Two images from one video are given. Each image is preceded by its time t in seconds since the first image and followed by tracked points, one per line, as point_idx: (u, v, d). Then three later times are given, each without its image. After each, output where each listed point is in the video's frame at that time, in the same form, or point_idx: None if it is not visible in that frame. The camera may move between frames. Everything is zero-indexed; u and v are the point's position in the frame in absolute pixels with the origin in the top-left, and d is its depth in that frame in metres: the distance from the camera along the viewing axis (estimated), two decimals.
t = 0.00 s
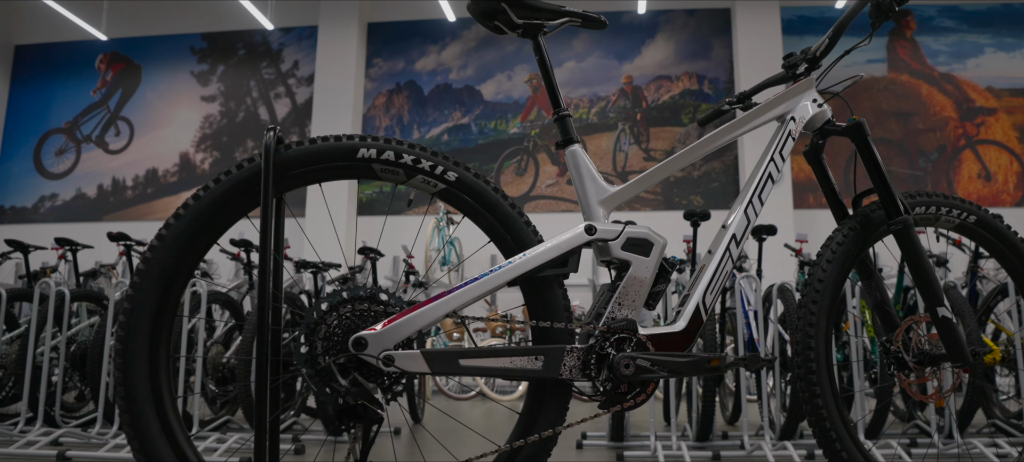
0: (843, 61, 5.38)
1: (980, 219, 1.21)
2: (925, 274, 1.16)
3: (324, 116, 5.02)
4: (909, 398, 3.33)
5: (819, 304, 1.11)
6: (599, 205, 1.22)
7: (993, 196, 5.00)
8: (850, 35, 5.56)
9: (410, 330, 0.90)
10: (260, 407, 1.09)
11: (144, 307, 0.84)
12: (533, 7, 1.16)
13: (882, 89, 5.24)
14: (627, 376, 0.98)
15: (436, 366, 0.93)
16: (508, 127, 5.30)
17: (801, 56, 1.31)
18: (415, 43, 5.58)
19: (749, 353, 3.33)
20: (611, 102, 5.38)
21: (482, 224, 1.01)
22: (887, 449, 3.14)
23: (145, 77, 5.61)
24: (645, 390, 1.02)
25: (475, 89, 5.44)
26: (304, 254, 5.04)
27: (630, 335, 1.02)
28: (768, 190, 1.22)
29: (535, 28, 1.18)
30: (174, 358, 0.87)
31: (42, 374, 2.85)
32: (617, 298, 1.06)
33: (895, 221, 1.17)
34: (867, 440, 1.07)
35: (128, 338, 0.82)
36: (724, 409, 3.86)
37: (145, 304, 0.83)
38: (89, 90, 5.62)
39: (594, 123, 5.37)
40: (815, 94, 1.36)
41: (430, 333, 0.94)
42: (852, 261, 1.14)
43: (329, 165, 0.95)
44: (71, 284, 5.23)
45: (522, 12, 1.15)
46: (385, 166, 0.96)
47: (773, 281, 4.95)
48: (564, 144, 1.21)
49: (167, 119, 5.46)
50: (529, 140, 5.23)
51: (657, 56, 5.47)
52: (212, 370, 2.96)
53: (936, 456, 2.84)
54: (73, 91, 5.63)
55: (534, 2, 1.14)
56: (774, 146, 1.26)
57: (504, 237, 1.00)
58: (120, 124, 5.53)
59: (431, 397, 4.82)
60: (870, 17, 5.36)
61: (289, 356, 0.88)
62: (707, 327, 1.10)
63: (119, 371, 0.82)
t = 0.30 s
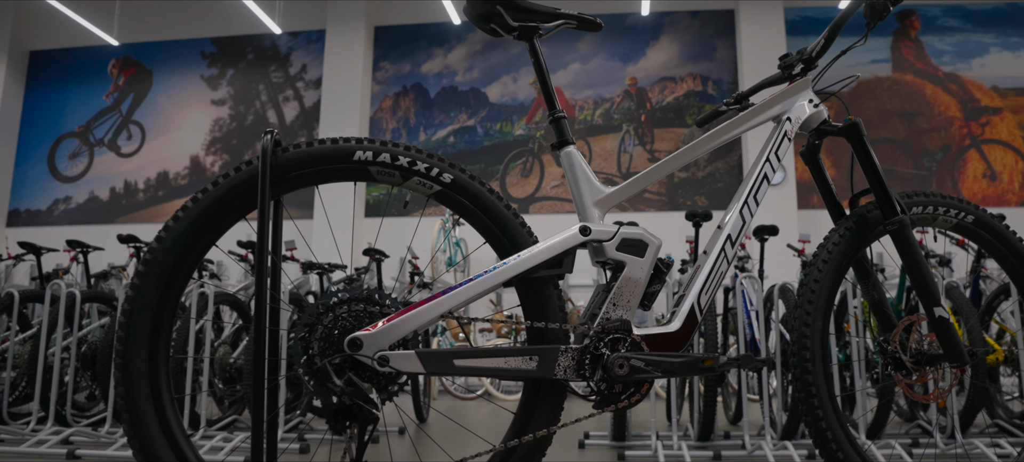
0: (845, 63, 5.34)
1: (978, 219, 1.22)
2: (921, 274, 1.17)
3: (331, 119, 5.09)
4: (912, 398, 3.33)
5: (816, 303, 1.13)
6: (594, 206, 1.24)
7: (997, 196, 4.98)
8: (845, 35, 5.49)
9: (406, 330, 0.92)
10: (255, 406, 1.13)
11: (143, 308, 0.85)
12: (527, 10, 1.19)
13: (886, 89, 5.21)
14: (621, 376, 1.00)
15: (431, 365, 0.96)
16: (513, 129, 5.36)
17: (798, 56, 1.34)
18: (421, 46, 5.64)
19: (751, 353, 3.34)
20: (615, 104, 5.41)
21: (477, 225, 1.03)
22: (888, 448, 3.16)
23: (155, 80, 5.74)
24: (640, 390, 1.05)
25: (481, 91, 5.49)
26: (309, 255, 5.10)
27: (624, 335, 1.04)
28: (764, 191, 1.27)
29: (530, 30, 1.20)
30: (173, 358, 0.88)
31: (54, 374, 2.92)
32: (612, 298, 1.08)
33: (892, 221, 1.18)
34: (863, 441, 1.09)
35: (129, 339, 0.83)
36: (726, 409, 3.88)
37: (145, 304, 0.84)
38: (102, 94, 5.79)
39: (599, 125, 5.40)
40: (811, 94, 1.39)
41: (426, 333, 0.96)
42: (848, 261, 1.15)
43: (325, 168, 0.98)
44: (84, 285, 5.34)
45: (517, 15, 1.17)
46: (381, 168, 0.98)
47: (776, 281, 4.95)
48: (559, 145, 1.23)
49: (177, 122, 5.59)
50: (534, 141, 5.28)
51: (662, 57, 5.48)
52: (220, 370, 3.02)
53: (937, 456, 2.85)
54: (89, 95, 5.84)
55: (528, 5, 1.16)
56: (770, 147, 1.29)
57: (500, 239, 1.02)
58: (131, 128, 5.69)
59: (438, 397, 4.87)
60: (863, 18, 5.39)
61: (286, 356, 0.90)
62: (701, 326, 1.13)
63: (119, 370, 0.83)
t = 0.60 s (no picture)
0: (847, 63, 5.30)
1: (976, 219, 1.24)
2: (918, 275, 1.18)
3: (338, 121, 5.16)
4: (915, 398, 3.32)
5: (811, 304, 1.15)
6: (589, 207, 1.26)
7: (1003, 195, 4.93)
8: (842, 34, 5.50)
9: (400, 331, 0.94)
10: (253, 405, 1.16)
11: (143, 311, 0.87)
12: (522, 14, 1.21)
13: (892, 89, 5.19)
14: (616, 376, 1.02)
15: (427, 365, 0.98)
16: (518, 130, 5.40)
17: (794, 57, 1.36)
18: (427, 49, 5.69)
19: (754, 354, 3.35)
20: (620, 105, 5.42)
21: (473, 226, 1.05)
22: (890, 448, 3.16)
23: (165, 84, 5.83)
24: (634, 390, 1.07)
25: (486, 93, 5.53)
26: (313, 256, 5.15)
27: (619, 336, 1.06)
28: (759, 191, 1.28)
29: (525, 33, 1.21)
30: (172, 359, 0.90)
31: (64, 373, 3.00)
32: (606, 299, 1.10)
33: (888, 221, 1.19)
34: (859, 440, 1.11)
35: (129, 339, 0.86)
36: (730, 409, 3.88)
37: (144, 307, 0.86)
38: (113, 99, 5.89)
39: (603, 125, 5.41)
40: (807, 94, 1.41)
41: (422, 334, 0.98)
42: (843, 263, 1.17)
43: (321, 170, 1.00)
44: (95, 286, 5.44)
45: (512, 17, 1.18)
46: (376, 170, 1.00)
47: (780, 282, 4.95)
48: (554, 147, 1.26)
49: (186, 126, 5.69)
50: (539, 143, 5.31)
51: (665, 59, 5.50)
52: (226, 370, 3.08)
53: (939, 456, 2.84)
54: (100, 99, 5.93)
55: (523, 8, 1.17)
56: (766, 148, 1.31)
57: (495, 240, 1.04)
58: (142, 131, 5.79)
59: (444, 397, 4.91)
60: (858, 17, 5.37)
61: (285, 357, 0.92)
62: (695, 326, 1.15)
63: (120, 371, 0.86)
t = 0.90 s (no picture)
0: (855, 60, 5.25)
1: (974, 218, 1.25)
2: (916, 274, 1.19)
3: (346, 123, 5.24)
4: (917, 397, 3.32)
5: (807, 302, 1.16)
6: (585, 208, 1.27)
7: (1009, 194, 4.90)
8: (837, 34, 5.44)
9: (396, 331, 0.96)
10: (252, 402, 1.20)
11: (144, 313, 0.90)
12: (518, 16, 1.22)
13: (896, 88, 5.17)
14: (611, 375, 1.04)
15: (423, 365, 0.99)
16: (523, 131, 5.44)
17: (791, 57, 1.38)
18: (433, 51, 5.73)
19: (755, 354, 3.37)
20: (624, 105, 5.44)
21: (469, 228, 1.07)
22: (892, 448, 3.16)
23: (176, 87, 5.89)
24: (629, 390, 1.08)
25: (491, 94, 5.57)
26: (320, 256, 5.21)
27: (614, 336, 1.08)
28: (755, 190, 1.31)
29: (521, 35, 1.23)
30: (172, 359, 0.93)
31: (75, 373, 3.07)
32: (602, 299, 1.12)
33: (885, 221, 1.21)
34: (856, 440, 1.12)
35: (129, 340, 0.88)
36: (733, 408, 3.89)
37: (144, 310, 0.89)
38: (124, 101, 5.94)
39: (608, 126, 5.43)
40: (803, 94, 1.44)
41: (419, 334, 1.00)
42: (840, 262, 1.18)
43: (318, 172, 1.02)
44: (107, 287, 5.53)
45: (508, 19, 1.20)
46: (372, 172, 1.02)
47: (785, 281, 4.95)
48: (550, 148, 1.27)
49: (196, 129, 5.76)
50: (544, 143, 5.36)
51: (669, 59, 5.51)
52: (232, 370, 3.14)
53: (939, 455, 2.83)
54: (113, 102, 6.00)
55: (517, 10, 1.19)
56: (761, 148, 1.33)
57: (491, 241, 1.05)
58: (153, 133, 5.84)
59: (450, 396, 4.96)
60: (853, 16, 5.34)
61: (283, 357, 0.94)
62: (692, 326, 1.16)
63: (121, 370, 0.88)
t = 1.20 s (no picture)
0: (861, 59, 5.23)
1: (973, 217, 1.25)
2: (913, 274, 1.20)
3: (354, 126, 5.32)
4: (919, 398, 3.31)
5: (804, 302, 1.17)
6: (581, 208, 1.31)
7: (1016, 193, 4.85)
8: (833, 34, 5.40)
9: (391, 331, 0.98)
10: (249, 400, 1.23)
11: (144, 313, 0.91)
12: (515, 18, 1.26)
13: (901, 88, 5.13)
14: (605, 375, 1.06)
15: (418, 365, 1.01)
16: (529, 132, 5.47)
17: (788, 57, 1.40)
18: (440, 54, 5.79)
19: (757, 354, 3.38)
20: (629, 106, 5.46)
21: (466, 229, 1.09)
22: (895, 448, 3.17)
23: (186, 91, 6.02)
24: (623, 390, 1.10)
25: (497, 96, 5.62)
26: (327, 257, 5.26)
27: (609, 335, 1.10)
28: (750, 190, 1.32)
29: (518, 36, 1.26)
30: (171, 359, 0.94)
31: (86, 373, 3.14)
32: (598, 299, 1.14)
33: (882, 220, 1.22)
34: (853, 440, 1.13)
35: (130, 340, 0.89)
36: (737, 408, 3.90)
37: (144, 310, 0.90)
38: (136, 105, 6.09)
39: (614, 127, 5.44)
40: (800, 94, 1.46)
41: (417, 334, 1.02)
42: (836, 262, 1.19)
43: (317, 173, 1.04)
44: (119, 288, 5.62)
45: (504, 21, 1.24)
46: (370, 173, 1.04)
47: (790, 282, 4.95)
48: (546, 149, 1.30)
49: (206, 131, 5.86)
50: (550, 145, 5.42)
51: (674, 60, 5.51)
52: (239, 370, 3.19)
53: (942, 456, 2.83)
54: (125, 106, 6.13)
55: (514, 13, 1.23)
56: (758, 148, 1.35)
57: (488, 242, 1.08)
58: (164, 137, 5.97)
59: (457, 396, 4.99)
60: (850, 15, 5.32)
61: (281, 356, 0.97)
62: (687, 326, 1.18)
63: (123, 370, 0.89)
